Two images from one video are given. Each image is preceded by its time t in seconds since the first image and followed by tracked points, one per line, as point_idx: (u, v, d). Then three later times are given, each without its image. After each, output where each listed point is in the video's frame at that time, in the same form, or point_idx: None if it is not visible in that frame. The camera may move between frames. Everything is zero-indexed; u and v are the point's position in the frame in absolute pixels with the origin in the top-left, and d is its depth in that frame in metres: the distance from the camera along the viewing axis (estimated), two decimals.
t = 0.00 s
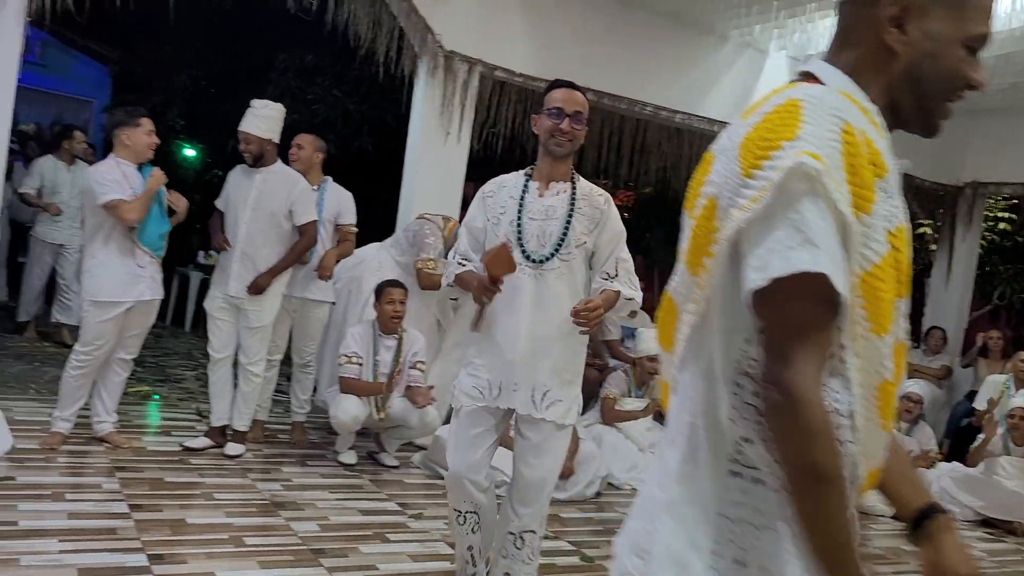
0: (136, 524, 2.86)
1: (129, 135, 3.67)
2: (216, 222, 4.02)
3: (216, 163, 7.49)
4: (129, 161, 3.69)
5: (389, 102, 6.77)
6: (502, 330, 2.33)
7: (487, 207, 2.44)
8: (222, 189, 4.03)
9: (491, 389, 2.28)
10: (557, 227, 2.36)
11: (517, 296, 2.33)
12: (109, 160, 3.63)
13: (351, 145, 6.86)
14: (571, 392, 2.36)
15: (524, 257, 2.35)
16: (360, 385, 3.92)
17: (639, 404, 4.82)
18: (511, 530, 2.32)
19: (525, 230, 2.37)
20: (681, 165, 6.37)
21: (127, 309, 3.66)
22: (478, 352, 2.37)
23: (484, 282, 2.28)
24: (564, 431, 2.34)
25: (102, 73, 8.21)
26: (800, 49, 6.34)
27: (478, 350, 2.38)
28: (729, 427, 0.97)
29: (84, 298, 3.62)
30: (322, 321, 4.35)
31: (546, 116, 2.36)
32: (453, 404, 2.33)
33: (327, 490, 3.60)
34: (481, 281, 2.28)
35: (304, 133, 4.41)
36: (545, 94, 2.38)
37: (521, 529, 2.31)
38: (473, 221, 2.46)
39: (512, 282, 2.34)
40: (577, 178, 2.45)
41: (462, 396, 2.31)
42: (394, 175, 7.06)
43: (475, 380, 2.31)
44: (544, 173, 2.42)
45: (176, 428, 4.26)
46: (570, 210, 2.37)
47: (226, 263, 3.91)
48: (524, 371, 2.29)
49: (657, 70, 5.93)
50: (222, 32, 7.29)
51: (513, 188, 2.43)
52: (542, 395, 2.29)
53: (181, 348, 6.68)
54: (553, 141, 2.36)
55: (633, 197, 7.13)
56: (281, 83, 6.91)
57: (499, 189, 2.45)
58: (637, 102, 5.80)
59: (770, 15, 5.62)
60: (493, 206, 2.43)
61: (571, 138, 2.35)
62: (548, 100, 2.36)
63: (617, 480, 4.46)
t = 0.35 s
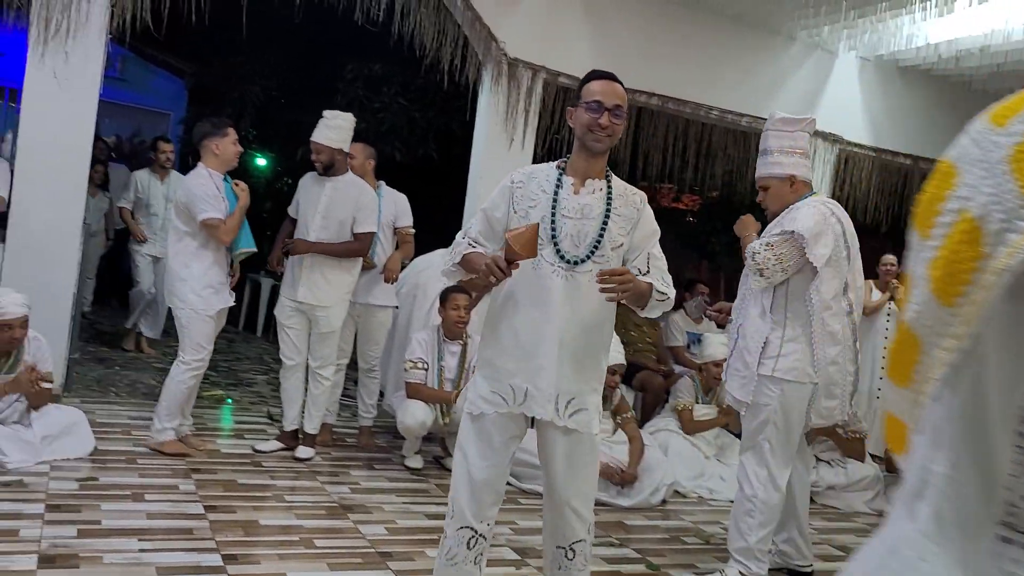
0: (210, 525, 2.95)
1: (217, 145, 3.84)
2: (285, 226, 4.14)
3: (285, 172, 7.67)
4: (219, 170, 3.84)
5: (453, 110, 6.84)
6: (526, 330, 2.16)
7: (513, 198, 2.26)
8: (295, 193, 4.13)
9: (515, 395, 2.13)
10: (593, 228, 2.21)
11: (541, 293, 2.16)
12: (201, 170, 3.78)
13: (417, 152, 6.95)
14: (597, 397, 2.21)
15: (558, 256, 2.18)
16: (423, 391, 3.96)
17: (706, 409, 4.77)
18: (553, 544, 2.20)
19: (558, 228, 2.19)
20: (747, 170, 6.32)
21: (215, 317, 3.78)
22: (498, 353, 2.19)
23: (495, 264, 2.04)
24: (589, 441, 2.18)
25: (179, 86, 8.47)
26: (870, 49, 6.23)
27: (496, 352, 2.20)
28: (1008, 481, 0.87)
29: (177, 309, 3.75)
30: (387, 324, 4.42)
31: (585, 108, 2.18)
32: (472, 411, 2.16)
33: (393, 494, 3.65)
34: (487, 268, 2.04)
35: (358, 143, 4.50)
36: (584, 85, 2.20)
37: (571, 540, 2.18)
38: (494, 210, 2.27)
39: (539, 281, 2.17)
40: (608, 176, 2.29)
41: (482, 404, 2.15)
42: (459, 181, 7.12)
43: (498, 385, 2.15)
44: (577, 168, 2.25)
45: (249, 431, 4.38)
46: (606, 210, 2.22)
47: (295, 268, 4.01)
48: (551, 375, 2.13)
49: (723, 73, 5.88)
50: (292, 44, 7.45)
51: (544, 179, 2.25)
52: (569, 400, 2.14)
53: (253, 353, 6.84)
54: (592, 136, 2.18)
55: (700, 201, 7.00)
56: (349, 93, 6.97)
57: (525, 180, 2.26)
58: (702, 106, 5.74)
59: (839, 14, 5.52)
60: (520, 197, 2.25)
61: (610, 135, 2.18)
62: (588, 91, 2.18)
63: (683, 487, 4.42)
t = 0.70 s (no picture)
0: (250, 539, 2.97)
1: (275, 168, 3.99)
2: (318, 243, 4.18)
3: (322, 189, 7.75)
4: (272, 193, 3.99)
5: (489, 127, 6.87)
6: (558, 359, 2.09)
7: (530, 216, 2.09)
8: (328, 209, 4.16)
9: (546, 426, 2.08)
10: (617, 239, 2.11)
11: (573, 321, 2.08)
12: (258, 189, 3.91)
13: (452, 168, 6.98)
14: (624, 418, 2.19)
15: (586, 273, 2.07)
16: (462, 406, 3.97)
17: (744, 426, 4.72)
18: (556, 575, 2.12)
19: (585, 244, 2.07)
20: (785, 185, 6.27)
21: (246, 336, 3.83)
22: (527, 383, 2.11)
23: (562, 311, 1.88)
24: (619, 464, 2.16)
25: (219, 105, 8.60)
26: (909, 64, 6.18)
27: (523, 380, 2.12)
28: None
29: (214, 326, 3.80)
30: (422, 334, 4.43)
31: (608, 114, 2.05)
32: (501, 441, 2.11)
33: (431, 510, 3.66)
34: (553, 317, 1.88)
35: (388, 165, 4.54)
36: (602, 89, 2.06)
37: (577, 567, 2.11)
38: (515, 235, 2.08)
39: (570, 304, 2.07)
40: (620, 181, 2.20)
41: (512, 435, 2.09)
42: (494, 198, 7.16)
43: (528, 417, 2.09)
44: (595, 178, 2.13)
45: (287, 446, 4.41)
46: (628, 222, 2.12)
47: (332, 285, 4.04)
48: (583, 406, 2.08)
49: (761, 89, 5.85)
50: (330, 62, 7.54)
51: (561, 191, 2.11)
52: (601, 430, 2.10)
53: (290, 368, 6.89)
54: (614, 143, 2.07)
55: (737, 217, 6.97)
56: (386, 110, 7.03)
57: (543, 190, 2.11)
58: (739, 121, 5.71)
59: (878, 28, 5.47)
60: (538, 214, 2.09)
61: (633, 143, 2.07)
62: (609, 97, 2.05)
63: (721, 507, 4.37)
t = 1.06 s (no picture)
0: (273, 550, 2.97)
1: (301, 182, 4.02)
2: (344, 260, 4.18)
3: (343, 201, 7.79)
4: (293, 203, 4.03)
5: (510, 139, 6.88)
6: (598, 386, 1.94)
7: (560, 227, 1.96)
8: (349, 226, 4.17)
9: (587, 457, 1.94)
10: (653, 253, 1.98)
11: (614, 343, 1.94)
12: (282, 201, 3.95)
13: (473, 180, 6.99)
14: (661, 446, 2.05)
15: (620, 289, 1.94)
16: (481, 419, 3.97)
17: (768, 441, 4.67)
18: None
19: (619, 258, 1.95)
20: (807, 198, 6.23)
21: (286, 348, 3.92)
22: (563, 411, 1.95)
23: (601, 320, 1.71)
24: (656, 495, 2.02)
25: (242, 117, 8.67)
26: (934, 75, 6.13)
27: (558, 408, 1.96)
28: None
29: (258, 340, 3.84)
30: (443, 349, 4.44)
31: (641, 122, 1.93)
32: (536, 477, 1.93)
33: (452, 523, 3.64)
34: (592, 325, 1.72)
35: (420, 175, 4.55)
36: (637, 95, 1.94)
37: None
38: (545, 244, 1.95)
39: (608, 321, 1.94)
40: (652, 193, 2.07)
41: (550, 469, 1.93)
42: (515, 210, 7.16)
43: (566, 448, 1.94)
44: (628, 189, 2.01)
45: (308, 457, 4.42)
46: (666, 236, 2.00)
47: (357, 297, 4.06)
48: (628, 435, 1.95)
49: (784, 101, 5.82)
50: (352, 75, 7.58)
51: (592, 202, 1.99)
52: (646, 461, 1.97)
53: (311, 380, 6.90)
54: (649, 153, 1.94)
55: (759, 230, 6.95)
56: (406, 122, 7.01)
57: (575, 203, 1.98)
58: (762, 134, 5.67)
59: (903, 40, 5.43)
60: (568, 225, 1.96)
61: (668, 154, 1.95)
62: (645, 104, 1.92)
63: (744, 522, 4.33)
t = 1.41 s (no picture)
0: (298, 558, 2.98)
1: (323, 190, 4.04)
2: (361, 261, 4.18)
3: (366, 209, 7.83)
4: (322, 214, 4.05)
5: (533, 147, 6.89)
6: (618, 395, 1.70)
7: (582, 219, 1.74)
8: (373, 227, 4.17)
9: (604, 477, 1.69)
10: (684, 255, 1.80)
11: (635, 345, 1.70)
12: (311, 208, 3.98)
13: (495, 188, 6.99)
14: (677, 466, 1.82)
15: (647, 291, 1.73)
16: (505, 428, 3.95)
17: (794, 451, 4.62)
18: None
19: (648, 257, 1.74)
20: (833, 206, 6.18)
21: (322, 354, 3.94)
22: (577, 423, 1.70)
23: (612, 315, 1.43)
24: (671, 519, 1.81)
25: (265, 126, 8.76)
26: (961, 82, 6.08)
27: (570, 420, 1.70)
28: None
29: (295, 348, 3.88)
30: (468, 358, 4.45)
31: (677, 115, 1.72)
32: (546, 498, 1.69)
33: (476, 531, 3.64)
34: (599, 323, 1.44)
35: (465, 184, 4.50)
36: (674, 85, 1.74)
37: None
38: (565, 237, 1.71)
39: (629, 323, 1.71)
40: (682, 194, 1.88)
41: (561, 489, 1.68)
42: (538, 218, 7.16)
43: (580, 464, 1.69)
44: (658, 187, 1.80)
45: (332, 465, 4.43)
46: (695, 243, 1.82)
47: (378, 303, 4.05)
48: (652, 451, 1.71)
49: (808, 109, 5.79)
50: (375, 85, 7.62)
51: (619, 195, 1.78)
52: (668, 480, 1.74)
53: (334, 388, 6.93)
54: (684, 150, 1.74)
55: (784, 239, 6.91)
56: (429, 131, 7.09)
57: (597, 195, 1.76)
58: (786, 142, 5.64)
59: (929, 47, 5.39)
60: (591, 216, 1.74)
61: (705, 150, 1.75)
62: (682, 95, 1.73)
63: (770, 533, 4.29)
